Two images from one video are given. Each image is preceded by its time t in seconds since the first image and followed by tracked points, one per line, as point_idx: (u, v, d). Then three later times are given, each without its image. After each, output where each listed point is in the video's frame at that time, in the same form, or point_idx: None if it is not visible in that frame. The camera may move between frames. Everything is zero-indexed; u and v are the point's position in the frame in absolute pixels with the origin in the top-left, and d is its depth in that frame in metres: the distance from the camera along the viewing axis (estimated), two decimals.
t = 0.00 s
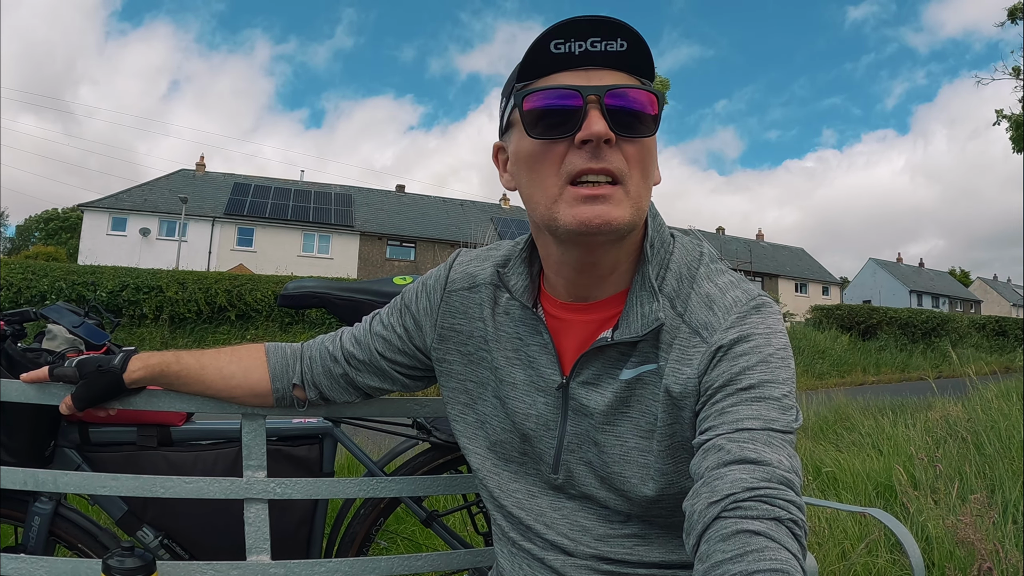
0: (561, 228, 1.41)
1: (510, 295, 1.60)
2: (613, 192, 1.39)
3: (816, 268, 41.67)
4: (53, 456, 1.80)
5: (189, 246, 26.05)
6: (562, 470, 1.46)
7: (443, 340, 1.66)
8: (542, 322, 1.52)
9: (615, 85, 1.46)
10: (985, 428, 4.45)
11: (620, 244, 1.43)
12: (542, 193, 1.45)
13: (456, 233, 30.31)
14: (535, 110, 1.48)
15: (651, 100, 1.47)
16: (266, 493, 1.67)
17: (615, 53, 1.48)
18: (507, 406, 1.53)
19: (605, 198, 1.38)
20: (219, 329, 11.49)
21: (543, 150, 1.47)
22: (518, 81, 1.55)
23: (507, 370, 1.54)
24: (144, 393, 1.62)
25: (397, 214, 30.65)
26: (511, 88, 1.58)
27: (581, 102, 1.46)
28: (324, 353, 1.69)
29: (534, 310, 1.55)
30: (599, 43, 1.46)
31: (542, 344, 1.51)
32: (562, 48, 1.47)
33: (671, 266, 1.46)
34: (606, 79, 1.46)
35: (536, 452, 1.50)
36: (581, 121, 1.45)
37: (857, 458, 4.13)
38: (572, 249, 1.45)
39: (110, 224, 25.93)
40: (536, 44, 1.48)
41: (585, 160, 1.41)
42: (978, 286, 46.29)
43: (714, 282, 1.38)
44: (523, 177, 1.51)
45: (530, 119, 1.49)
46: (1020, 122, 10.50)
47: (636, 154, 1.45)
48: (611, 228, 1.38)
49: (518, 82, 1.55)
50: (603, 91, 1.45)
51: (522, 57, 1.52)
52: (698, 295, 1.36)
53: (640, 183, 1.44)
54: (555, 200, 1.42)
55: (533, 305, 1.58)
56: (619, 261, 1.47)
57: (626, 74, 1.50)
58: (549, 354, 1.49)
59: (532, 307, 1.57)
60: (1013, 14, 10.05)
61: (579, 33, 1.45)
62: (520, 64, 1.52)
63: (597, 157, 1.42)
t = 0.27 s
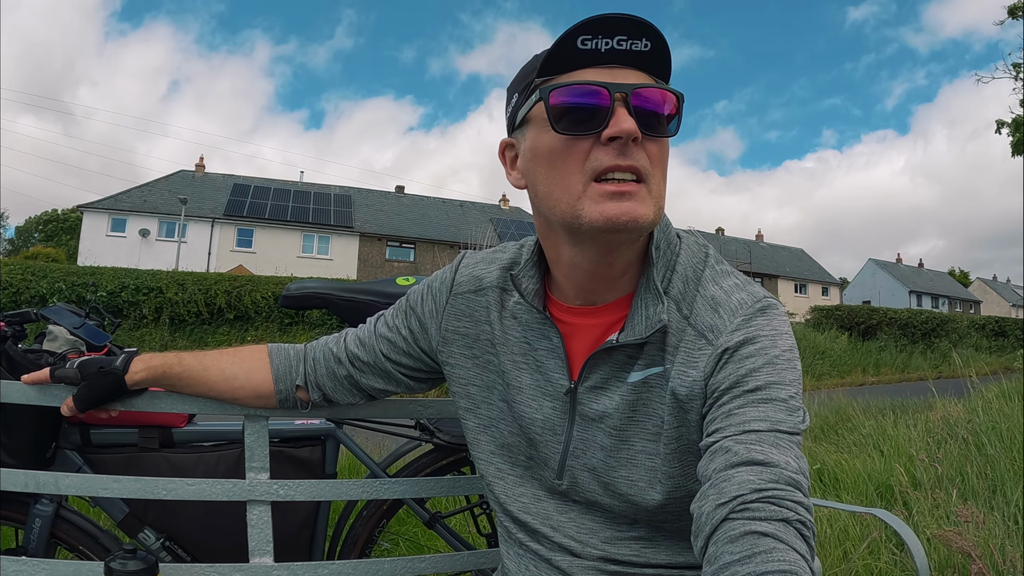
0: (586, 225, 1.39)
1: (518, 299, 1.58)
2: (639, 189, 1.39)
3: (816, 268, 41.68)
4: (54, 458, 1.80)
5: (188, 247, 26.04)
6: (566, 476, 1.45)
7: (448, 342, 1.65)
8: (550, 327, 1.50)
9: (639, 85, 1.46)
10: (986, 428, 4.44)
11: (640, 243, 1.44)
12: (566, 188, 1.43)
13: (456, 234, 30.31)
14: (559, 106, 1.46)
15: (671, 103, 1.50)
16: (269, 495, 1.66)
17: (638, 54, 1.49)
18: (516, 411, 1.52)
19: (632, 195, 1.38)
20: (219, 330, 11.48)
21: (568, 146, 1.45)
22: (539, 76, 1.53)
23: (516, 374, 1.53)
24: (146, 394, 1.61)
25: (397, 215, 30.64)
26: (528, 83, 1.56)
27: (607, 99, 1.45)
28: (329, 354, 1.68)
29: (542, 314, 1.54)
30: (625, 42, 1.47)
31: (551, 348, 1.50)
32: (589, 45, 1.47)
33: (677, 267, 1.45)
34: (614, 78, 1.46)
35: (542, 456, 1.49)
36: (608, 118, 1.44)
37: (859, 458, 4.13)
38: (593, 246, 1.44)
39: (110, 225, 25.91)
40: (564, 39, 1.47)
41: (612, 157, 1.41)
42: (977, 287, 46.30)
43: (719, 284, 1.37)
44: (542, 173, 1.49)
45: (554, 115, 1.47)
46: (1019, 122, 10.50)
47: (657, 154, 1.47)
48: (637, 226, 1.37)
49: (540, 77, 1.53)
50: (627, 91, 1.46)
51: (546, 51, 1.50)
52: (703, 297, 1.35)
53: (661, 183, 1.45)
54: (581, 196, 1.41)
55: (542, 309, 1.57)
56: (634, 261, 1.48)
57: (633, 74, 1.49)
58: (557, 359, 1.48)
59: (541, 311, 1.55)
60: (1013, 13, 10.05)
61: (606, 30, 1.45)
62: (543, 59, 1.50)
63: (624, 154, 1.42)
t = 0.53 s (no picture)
0: (595, 217, 1.39)
1: (516, 299, 1.58)
2: (648, 184, 1.39)
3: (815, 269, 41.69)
4: (54, 459, 1.79)
5: (188, 248, 26.04)
6: (569, 474, 1.45)
7: (450, 342, 1.65)
8: (549, 326, 1.50)
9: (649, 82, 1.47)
10: (986, 428, 4.44)
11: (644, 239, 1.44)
12: (575, 181, 1.43)
13: (456, 235, 30.31)
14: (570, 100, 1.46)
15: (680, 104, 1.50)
16: (270, 495, 1.66)
17: (647, 53, 1.50)
18: (517, 410, 1.52)
19: (641, 189, 1.38)
20: (219, 331, 11.48)
21: (578, 138, 1.44)
22: (550, 71, 1.53)
23: (518, 373, 1.53)
24: (147, 395, 1.61)
25: (396, 216, 30.64)
26: (538, 77, 1.56)
27: (619, 95, 1.45)
28: (330, 354, 1.68)
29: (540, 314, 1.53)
30: (636, 40, 1.48)
31: (551, 347, 1.49)
32: (601, 41, 1.48)
33: (678, 265, 1.45)
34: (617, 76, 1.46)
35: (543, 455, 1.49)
36: (620, 113, 1.44)
37: (859, 459, 4.13)
38: (600, 240, 1.43)
39: (109, 226, 25.91)
40: (578, 33, 1.46)
41: (623, 151, 1.41)
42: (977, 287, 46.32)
43: (720, 282, 1.37)
44: (550, 166, 1.49)
45: (565, 108, 1.46)
46: (1018, 122, 10.51)
47: (665, 151, 1.47)
48: (646, 220, 1.38)
49: (551, 72, 1.52)
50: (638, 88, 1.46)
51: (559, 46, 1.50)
52: (704, 294, 1.35)
53: (667, 179, 1.46)
54: (591, 189, 1.40)
55: (538, 309, 1.57)
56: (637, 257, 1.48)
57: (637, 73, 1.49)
58: (556, 357, 1.48)
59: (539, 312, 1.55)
60: (1012, 13, 10.06)
61: (619, 27, 1.46)
62: (556, 53, 1.50)
63: (634, 147, 1.42)
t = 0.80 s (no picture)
0: (602, 215, 1.40)
1: (512, 297, 1.58)
2: (654, 184, 1.40)
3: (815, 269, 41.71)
4: (52, 459, 1.80)
5: (188, 248, 26.05)
6: (568, 470, 1.45)
7: (447, 341, 1.65)
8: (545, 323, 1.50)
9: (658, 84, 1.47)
10: (985, 429, 4.45)
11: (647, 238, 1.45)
12: (584, 178, 1.43)
13: (455, 235, 30.32)
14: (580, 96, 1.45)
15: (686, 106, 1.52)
16: (268, 496, 1.66)
17: (657, 55, 1.50)
18: (513, 408, 1.52)
19: (648, 188, 1.39)
20: (218, 332, 11.48)
21: (588, 136, 1.45)
22: (561, 67, 1.52)
23: (514, 370, 1.53)
24: (144, 395, 1.61)
25: (396, 216, 30.65)
26: (547, 73, 1.56)
27: (630, 94, 1.45)
28: (328, 354, 1.68)
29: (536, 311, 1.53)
30: (646, 41, 1.48)
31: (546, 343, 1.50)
32: (613, 41, 1.48)
33: (677, 262, 1.45)
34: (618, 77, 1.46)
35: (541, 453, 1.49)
36: (629, 112, 1.44)
37: (857, 459, 4.13)
38: (605, 237, 1.44)
39: (109, 227, 25.91)
40: (591, 31, 1.46)
41: (632, 150, 1.42)
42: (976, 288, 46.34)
43: (719, 279, 1.38)
44: (557, 162, 1.49)
45: (575, 105, 1.46)
46: (1018, 122, 10.51)
47: (669, 152, 1.49)
48: (652, 219, 1.39)
49: (562, 68, 1.52)
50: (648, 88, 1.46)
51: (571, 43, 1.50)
52: (703, 292, 1.35)
53: (671, 179, 1.47)
54: (599, 186, 1.41)
55: (533, 307, 1.57)
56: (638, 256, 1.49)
57: (637, 73, 1.49)
58: (552, 354, 1.47)
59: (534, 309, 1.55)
60: (1012, 13, 10.06)
61: (631, 28, 1.46)
62: (568, 50, 1.50)
63: (643, 147, 1.43)
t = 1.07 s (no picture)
0: (598, 214, 1.41)
1: (511, 290, 1.59)
2: (651, 182, 1.41)
3: (814, 270, 41.73)
4: (52, 458, 1.80)
5: (187, 249, 26.05)
6: (565, 465, 1.45)
7: (444, 337, 1.66)
8: (542, 316, 1.51)
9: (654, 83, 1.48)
10: (984, 428, 4.46)
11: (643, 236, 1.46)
12: (579, 178, 1.44)
13: (455, 236, 30.33)
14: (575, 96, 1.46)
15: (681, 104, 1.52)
16: (267, 494, 1.66)
17: (652, 53, 1.51)
18: (509, 402, 1.53)
19: (644, 187, 1.40)
20: (218, 332, 11.49)
21: (583, 136, 1.46)
22: (557, 67, 1.53)
23: (510, 365, 1.53)
24: (144, 394, 1.62)
25: (395, 217, 30.65)
26: (544, 72, 1.56)
27: (625, 93, 1.45)
28: (325, 353, 1.69)
29: (534, 303, 1.55)
30: (642, 41, 1.49)
31: (543, 337, 1.51)
32: (608, 40, 1.49)
33: (674, 257, 1.45)
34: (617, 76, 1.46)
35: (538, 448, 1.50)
36: (625, 112, 1.45)
37: (857, 459, 4.14)
38: (601, 235, 1.45)
39: (108, 227, 25.90)
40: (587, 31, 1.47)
41: (628, 149, 1.42)
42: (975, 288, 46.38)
43: (717, 274, 1.38)
44: (553, 162, 1.50)
45: (570, 104, 1.46)
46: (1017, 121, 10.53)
47: (665, 150, 1.49)
48: (648, 217, 1.39)
49: (557, 68, 1.53)
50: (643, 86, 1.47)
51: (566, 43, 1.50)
52: (700, 287, 1.36)
53: (667, 177, 1.47)
54: (594, 185, 1.42)
55: (532, 299, 1.58)
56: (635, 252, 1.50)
57: (634, 73, 1.50)
58: (549, 347, 1.49)
59: (532, 301, 1.56)
60: (1011, 13, 10.08)
61: (626, 27, 1.47)
62: (563, 50, 1.51)
63: (638, 146, 1.43)
